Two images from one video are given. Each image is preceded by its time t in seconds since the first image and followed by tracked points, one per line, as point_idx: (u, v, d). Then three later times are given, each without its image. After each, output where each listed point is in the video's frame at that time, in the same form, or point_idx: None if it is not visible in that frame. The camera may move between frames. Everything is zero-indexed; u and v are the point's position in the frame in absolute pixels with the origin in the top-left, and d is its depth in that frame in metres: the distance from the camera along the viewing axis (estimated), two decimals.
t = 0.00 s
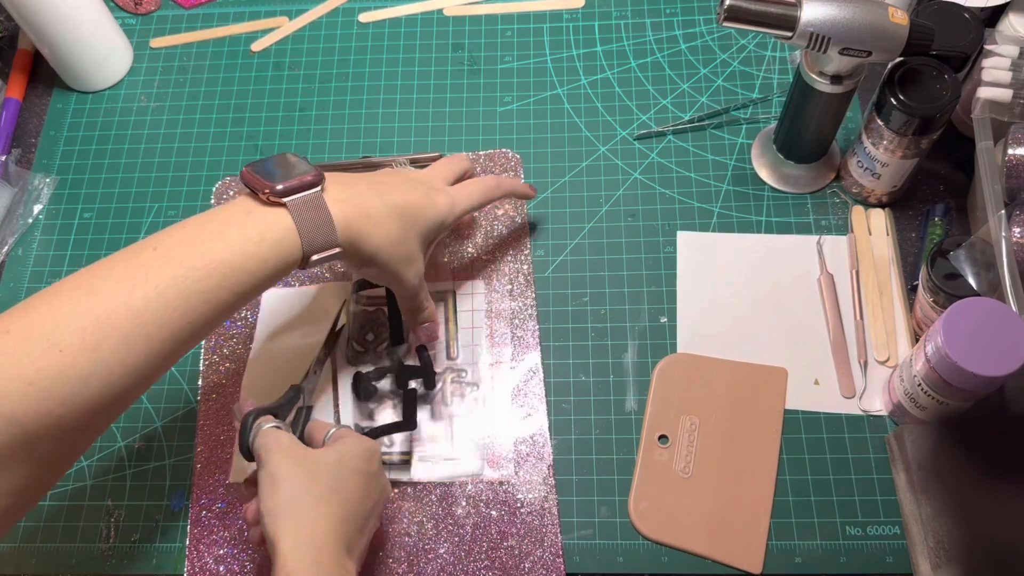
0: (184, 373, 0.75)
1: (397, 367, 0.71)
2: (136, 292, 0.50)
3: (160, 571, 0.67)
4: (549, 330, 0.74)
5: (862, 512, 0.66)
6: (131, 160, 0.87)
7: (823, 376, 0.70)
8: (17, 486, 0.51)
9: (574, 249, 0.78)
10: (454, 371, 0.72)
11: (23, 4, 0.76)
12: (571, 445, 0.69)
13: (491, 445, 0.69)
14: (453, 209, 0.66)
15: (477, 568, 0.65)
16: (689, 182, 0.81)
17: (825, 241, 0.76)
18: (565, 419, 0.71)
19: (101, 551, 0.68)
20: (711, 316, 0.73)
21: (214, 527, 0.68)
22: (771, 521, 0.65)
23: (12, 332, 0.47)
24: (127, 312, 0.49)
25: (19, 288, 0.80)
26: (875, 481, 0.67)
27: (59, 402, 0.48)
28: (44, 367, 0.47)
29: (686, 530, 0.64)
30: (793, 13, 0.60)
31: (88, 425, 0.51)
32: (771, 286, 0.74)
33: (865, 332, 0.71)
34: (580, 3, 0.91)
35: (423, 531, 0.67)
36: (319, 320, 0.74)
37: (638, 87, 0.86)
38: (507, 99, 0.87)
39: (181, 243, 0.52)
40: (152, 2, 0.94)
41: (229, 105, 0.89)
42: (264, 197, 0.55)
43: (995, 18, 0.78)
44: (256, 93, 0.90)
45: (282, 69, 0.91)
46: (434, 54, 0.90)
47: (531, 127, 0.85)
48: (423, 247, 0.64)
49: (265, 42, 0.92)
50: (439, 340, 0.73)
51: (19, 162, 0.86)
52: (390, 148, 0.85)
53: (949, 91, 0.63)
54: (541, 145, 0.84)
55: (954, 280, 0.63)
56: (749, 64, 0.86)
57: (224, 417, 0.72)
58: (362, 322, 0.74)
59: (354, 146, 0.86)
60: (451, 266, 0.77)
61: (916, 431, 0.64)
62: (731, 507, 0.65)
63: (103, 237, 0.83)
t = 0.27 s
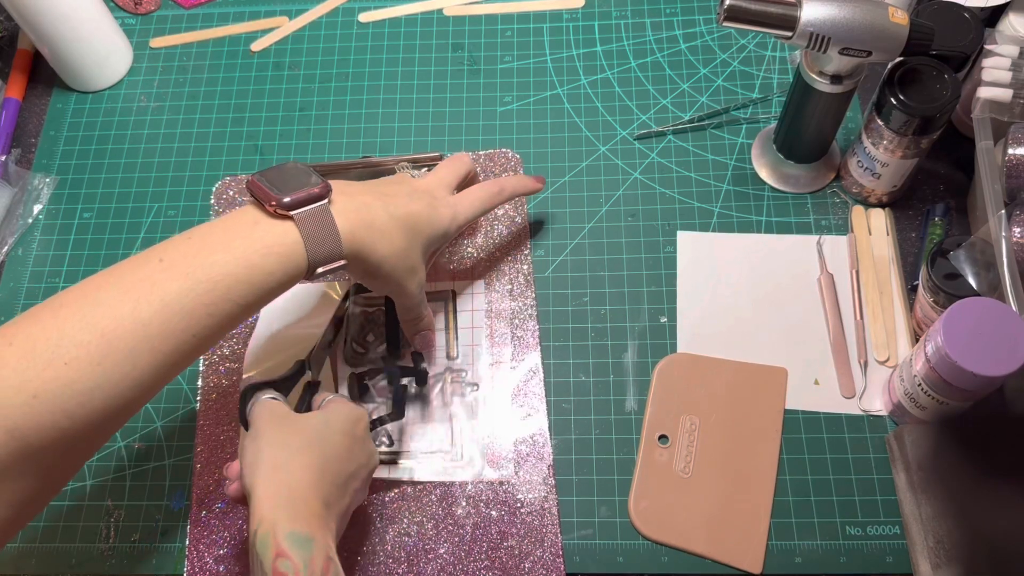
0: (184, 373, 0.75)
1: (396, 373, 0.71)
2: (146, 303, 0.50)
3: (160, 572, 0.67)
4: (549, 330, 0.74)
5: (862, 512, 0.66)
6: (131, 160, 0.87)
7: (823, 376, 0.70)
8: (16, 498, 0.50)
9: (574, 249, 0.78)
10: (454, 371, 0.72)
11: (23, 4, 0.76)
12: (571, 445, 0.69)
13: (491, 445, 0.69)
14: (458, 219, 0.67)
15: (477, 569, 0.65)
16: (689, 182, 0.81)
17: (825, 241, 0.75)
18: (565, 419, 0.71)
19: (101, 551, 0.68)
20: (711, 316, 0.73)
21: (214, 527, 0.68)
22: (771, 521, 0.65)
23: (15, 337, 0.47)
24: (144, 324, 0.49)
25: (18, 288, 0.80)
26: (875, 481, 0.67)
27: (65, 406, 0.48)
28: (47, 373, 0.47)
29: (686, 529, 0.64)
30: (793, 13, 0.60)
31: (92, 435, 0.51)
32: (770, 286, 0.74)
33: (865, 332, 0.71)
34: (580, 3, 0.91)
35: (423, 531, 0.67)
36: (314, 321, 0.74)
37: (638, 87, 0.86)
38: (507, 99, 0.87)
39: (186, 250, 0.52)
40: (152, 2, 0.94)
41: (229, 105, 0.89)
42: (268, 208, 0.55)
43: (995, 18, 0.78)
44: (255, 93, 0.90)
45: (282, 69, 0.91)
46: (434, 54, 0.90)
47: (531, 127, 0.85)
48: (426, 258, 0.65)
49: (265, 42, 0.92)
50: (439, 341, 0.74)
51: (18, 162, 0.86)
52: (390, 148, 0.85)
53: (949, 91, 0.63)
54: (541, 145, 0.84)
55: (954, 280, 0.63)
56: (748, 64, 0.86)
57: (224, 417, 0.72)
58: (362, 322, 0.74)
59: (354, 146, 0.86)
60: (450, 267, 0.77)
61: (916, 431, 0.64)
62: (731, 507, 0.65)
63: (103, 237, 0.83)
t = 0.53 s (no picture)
0: (184, 373, 0.75)
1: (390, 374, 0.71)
2: (127, 296, 0.51)
3: (160, 572, 0.67)
4: (549, 330, 0.74)
5: (862, 513, 0.66)
6: (131, 160, 0.87)
7: (823, 375, 0.70)
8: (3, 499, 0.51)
9: (574, 249, 0.78)
10: (454, 371, 0.72)
11: (22, 3, 0.76)
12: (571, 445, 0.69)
13: (491, 445, 0.69)
14: (436, 211, 0.66)
15: (477, 569, 0.65)
16: (689, 182, 0.81)
17: (825, 241, 0.75)
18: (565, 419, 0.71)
19: (101, 551, 0.68)
20: (710, 316, 0.73)
21: (215, 527, 0.68)
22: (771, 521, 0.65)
23: (1, 339, 0.48)
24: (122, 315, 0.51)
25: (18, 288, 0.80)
26: (875, 481, 0.67)
27: (54, 402, 0.48)
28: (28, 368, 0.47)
29: (686, 529, 0.64)
30: (793, 13, 0.60)
31: (83, 430, 0.51)
32: (771, 286, 0.74)
33: (865, 332, 0.71)
34: (580, 3, 0.91)
35: (423, 531, 0.67)
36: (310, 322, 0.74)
37: (638, 87, 0.86)
38: (507, 100, 0.87)
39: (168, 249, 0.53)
40: (152, 2, 0.94)
41: (229, 105, 0.89)
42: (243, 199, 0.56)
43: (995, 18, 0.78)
44: (255, 93, 0.90)
45: (282, 69, 0.91)
46: (435, 54, 0.90)
47: (531, 127, 0.85)
48: (405, 251, 0.64)
49: (265, 42, 0.92)
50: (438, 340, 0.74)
51: (18, 162, 0.86)
52: (390, 148, 0.85)
53: (949, 92, 0.63)
54: (541, 145, 0.84)
55: (954, 280, 0.63)
56: (749, 64, 0.86)
57: (224, 417, 0.72)
58: (361, 321, 0.73)
59: (354, 146, 0.86)
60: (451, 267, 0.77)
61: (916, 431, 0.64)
62: (731, 507, 0.65)
63: (103, 237, 0.83)
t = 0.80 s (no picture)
0: (184, 373, 0.75)
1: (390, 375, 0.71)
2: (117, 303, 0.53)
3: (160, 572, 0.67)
4: (549, 331, 0.75)
5: (862, 512, 0.66)
6: (131, 160, 0.87)
7: (823, 375, 0.70)
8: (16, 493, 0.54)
9: (574, 249, 0.78)
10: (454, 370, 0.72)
11: (23, 3, 0.76)
12: (571, 445, 0.70)
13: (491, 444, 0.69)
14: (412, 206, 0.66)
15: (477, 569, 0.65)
16: (689, 182, 0.81)
17: (825, 241, 0.75)
18: (565, 418, 0.71)
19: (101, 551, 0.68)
20: (710, 316, 0.73)
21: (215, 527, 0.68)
22: (771, 521, 0.65)
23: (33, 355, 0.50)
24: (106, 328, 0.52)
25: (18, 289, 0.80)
26: (875, 481, 0.67)
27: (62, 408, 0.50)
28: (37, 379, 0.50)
29: (685, 529, 0.64)
30: (793, 13, 0.61)
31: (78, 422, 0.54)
32: (771, 286, 0.74)
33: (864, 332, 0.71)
34: (580, 3, 0.91)
35: (423, 531, 0.67)
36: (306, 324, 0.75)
37: (638, 87, 0.86)
38: (507, 100, 0.87)
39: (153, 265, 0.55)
40: (152, 1, 0.94)
41: (229, 105, 0.89)
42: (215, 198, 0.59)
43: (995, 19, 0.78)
44: (256, 93, 0.90)
45: (283, 69, 0.91)
46: (435, 54, 0.90)
47: (531, 127, 0.85)
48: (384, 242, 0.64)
49: (265, 42, 0.92)
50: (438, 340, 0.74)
51: (19, 162, 0.86)
52: (390, 148, 0.85)
53: (949, 92, 0.63)
54: (541, 145, 0.84)
55: (954, 280, 0.63)
56: (749, 64, 0.86)
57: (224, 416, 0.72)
58: (362, 321, 0.74)
59: (354, 146, 0.86)
60: (451, 267, 0.77)
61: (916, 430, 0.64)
62: (731, 508, 0.65)
63: (103, 237, 0.83)
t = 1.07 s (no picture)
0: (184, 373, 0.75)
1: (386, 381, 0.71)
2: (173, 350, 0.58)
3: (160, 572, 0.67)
4: (549, 330, 0.75)
5: (862, 512, 0.66)
6: (131, 161, 0.87)
7: (823, 375, 0.70)
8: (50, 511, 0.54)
9: (574, 249, 0.78)
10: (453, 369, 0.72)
11: (23, 3, 0.76)
12: (571, 445, 0.70)
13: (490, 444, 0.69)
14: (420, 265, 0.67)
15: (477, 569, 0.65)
16: (688, 182, 0.81)
17: (825, 241, 0.76)
18: (565, 419, 0.71)
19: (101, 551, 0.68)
20: (710, 316, 0.73)
21: (215, 527, 0.68)
22: (771, 521, 0.65)
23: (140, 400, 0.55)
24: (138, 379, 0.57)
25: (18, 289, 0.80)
26: (875, 481, 0.67)
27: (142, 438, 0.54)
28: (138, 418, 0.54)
29: (685, 530, 0.64)
30: (792, 13, 0.61)
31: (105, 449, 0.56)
32: (771, 287, 0.74)
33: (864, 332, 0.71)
34: (580, 3, 0.91)
35: (423, 531, 0.67)
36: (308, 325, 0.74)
37: (638, 87, 0.86)
38: (507, 100, 0.87)
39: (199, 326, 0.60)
40: (152, 2, 0.94)
41: (229, 105, 0.89)
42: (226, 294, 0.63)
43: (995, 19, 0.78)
44: (256, 93, 0.90)
45: (283, 69, 0.91)
46: (435, 54, 0.90)
47: (531, 127, 0.85)
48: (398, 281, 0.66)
49: (265, 42, 0.92)
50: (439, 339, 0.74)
51: (19, 162, 0.86)
52: (390, 148, 0.85)
53: (949, 92, 0.63)
54: (541, 145, 0.84)
55: (954, 280, 0.63)
56: (748, 64, 0.86)
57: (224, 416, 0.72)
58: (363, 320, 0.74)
59: (354, 146, 0.86)
60: (451, 266, 0.77)
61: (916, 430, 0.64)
62: (732, 508, 0.65)
63: (103, 237, 0.83)
